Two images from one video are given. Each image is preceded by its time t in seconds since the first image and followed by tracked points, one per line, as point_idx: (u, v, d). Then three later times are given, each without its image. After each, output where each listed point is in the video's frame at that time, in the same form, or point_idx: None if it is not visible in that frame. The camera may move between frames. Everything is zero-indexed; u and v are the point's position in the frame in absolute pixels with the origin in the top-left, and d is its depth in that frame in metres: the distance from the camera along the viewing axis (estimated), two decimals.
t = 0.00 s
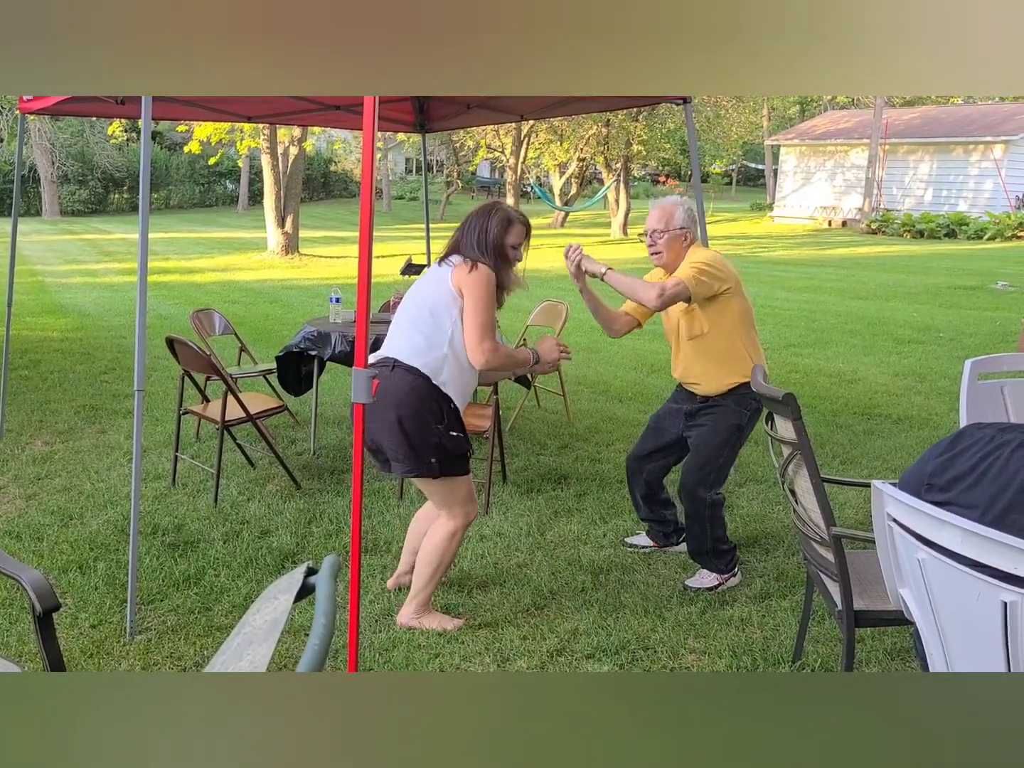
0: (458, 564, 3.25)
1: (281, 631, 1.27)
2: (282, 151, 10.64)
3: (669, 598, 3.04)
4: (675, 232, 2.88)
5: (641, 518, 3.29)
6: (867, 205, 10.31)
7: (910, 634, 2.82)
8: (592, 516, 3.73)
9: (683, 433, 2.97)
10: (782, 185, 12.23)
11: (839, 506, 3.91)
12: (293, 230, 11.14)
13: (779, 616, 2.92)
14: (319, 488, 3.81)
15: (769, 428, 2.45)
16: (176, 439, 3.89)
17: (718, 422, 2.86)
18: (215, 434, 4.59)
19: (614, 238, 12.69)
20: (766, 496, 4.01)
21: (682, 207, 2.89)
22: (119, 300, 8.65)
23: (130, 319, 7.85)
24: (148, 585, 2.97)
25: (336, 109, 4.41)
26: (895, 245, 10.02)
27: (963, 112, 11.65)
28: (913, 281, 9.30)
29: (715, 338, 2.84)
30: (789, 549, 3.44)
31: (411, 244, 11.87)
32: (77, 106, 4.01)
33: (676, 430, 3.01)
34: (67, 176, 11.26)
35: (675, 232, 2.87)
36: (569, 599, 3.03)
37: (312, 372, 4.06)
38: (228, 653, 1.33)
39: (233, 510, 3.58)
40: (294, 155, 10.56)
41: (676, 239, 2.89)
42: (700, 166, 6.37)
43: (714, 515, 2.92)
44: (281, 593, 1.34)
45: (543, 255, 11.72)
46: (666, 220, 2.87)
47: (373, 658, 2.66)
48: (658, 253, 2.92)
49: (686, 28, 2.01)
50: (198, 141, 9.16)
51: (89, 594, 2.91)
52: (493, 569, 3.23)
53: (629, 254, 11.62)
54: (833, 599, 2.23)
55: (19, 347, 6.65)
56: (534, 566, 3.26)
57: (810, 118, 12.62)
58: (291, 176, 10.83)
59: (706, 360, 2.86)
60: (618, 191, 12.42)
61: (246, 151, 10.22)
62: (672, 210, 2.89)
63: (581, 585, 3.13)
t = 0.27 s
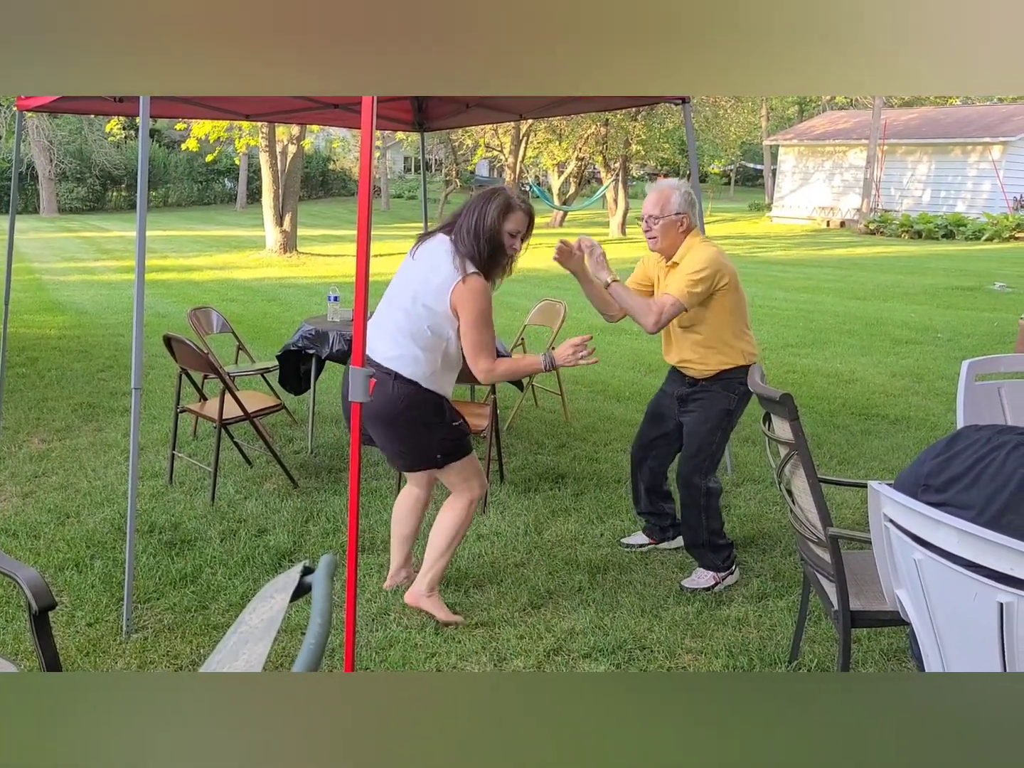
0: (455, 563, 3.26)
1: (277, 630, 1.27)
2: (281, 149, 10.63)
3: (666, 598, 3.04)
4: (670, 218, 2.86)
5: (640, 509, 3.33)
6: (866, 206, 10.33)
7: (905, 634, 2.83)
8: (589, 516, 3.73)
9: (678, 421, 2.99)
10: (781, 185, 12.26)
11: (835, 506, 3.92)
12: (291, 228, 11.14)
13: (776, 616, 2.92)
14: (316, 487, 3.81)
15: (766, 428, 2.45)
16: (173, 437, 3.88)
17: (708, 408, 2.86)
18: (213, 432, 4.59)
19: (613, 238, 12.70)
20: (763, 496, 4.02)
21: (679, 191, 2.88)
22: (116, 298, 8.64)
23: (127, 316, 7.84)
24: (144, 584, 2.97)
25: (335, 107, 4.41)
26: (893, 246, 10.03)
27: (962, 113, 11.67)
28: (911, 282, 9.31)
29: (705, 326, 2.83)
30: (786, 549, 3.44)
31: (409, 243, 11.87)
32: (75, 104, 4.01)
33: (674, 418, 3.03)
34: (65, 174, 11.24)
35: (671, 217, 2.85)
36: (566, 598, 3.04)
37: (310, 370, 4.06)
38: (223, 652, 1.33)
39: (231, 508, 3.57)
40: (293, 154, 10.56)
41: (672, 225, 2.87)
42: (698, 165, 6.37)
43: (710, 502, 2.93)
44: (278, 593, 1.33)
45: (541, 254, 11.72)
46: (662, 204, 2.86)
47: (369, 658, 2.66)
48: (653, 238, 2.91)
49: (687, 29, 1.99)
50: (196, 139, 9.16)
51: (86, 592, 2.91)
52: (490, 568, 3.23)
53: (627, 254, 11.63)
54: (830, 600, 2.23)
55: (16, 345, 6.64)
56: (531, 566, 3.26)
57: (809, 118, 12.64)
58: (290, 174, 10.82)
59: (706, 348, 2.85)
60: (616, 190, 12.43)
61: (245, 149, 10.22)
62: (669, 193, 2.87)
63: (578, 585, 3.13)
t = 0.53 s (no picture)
0: (452, 562, 3.25)
1: (272, 627, 1.27)
2: (279, 148, 10.63)
3: (663, 597, 3.04)
4: (685, 237, 2.82)
5: (634, 514, 3.34)
6: (864, 206, 10.36)
7: (902, 633, 2.83)
8: (586, 515, 3.73)
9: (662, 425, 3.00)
10: (779, 185, 12.27)
11: (832, 506, 3.92)
12: (289, 227, 11.13)
13: (772, 615, 2.92)
14: (313, 485, 3.81)
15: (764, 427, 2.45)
16: (171, 435, 3.88)
17: (688, 415, 2.88)
18: (210, 430, 4.58)
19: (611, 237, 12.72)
20: (760, 495, 4.02)
21: (697, 211, 2.84)
22: (114, 296, 8.63)
23: (125, 314, 7.83)
24: (141, 581, 2.97)
25: (333, 105, 4.40)
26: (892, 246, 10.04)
27: (960, 114, 11.70)
28: (909, 282, 9.32)
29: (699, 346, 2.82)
30: (783, 548, 3.45)
31: (408, 242, 11.86)
32: (74, 101, 4.01)
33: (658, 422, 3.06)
34: (63, 171, 11.23)
35: (684, 238, 2.82)
36: (562, 597, 3.04)
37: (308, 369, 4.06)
38: (218, 650, 1.32)
39: (228, 506, 3.57)
40: (292, 152, 10.56)
41: (684, 245, 2.83)
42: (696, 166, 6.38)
43: (693, 508, 2.94)
44: (273, 590, 1.33)
45: (539, 254, 11.72)
46: (680, 223, 2.82)
47: (366, 656, 2.66)
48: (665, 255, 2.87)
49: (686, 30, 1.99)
50: (195, 137, 9.16)
51: (82, 590, 2.90)
52: (487, 566, 3.23)
53: (625, 253, 11.63)
54: (826, 598, 2.23)
55: (14, 343, 6.64)
56: (528, 564, 3.26)
57: (808, 118, 12.64)
58: (288, 173, 10.82)
59: (700, 365, 2.83)
60: (615, 190, 12.43)
61: (243, 147, 10.22)
62: (687, 210, 2.84)
63: (575, 583, 3.13)
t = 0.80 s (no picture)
0: (451, 560, 3.26)
1: (270, 624, 1.27)
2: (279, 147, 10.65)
3: (661, 596, 3.05)
4: (676, 213, 2.86)
5: (634, 506, 3.35)
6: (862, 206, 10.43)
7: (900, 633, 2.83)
8: (585, 514, 3.73)
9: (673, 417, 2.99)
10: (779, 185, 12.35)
11: (830, 505, 3.93)
12: (289, 226, 11.15)
13: (770, 615, 2.93)
14: (312, 483, 3.81)
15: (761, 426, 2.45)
16: (169, 434, 3.88)
17: (698, 405, 2.87)
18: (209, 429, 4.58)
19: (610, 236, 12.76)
20: (758, 495, 4.03)
21: (682, 184, 2.87)
22: (113, 294, 8.64)
23: (124, 313, 7.84)
24: (139, 580, 2.97)
25: (332, 105, 4.40)
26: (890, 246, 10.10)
27: (958, 114, 11.76)
28: (907, 282, 9.37)
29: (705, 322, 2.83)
30: (781, 548, 3.45)
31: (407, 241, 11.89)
32: (73, 100, 4.01)
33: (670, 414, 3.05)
34: (62, 170, 11.24)
35: (677, 212, 2.85)
36: (560, 595, 3.04)
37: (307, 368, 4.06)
38: (216, 647, 1.33)
39: (226, 504, 3.58)
40: (292, 151, 10.58)
41: (678, 219, 2.87)
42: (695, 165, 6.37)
43: (699, 501, 2.93)
44: (272, 587, 1.33)
45: (538, 253, 11.75)
46: (667, 198, 2.85)
47: (364, 654, 2.66)
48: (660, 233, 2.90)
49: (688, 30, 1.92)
50: (195, 136, 9.17)
51: (81, 588, 2.90)
52: (485, 565, 3.24)
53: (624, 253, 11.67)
54: (823, 597, 2.24)
55: (13, 341, 6.64)
56: (526, 563, 3.26)
57: (807, 119, 12.70)
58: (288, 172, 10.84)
59: (709, 346, 2.84)
60: (614, 190, 12.49)
61: (243, 146, 10.25)
62: (673, 187, 2.86)
63: (573, 582, 3.13)
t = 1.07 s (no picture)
0: (451, 559, 3.27)
1: (271, 621, 1.28)
2: (279, 147, 10.66)
3: (660, 595, 3.05)
4: (675, 216, 2.88)
5: (635, 510, 3.34)
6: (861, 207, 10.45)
7: (899, 631, 2.84)
8: (585, 513, 3.74)
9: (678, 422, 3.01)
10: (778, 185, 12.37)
11: (830, 505, 3.93)
12: (288, 226, 11.14)
13: (770, 613, 2.93)
14: (312, 482, 3.81)
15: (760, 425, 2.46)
16: (169, 433, 3.89)
17: (708, 407, 2.88)
18: (208, 428, 4.59)
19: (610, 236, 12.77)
20: (758, 494, 4.02)
21: (680, 188, 2.88)
22: (113, 293, 8.63)
23: (124, 312, 7.84)
24: (140, 579, 2.97)
25: (332, 105, 4.40)
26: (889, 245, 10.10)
27: (958, 115, 11.77)
28: (907, 282, 9.36)
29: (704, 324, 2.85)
30: (781, 547, 3.45)
31: (407, 240, 11.89)
32: (73, 99, 4.01)
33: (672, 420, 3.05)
34: (62, 170, 11.26)
35: (675, 217, 2.87)
36: (560, 594, 3.04)
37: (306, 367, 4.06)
38: (217, 645, 1.33)
39: (226, 503, 3.58)
40: (291, 151, 10.58)
41: (678, 223, 2.89)
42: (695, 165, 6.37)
43: (710, 505, 2.95)
44: (273, 583, 1.34)
45: (538, 253, 11.76)
46: (665, 200, 2.87)
47: (365, 653, 2.67)
48: (660, 236, 2.92)
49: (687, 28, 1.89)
50: (195, 136, 9.17)
51: (81, 587, 2.91)
52: (485, 564, 3.24)
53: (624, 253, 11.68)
54: (823, 596, 2.24)
55: (13, 340, 6.64)
56: (526, 562, 3.27)
57: (807, 119, 12.70)
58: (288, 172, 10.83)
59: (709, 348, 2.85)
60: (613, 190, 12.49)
61: (242, 145, 10.25)
62: (671, 191, 2.88)
63: (573, 581, 3.14)
